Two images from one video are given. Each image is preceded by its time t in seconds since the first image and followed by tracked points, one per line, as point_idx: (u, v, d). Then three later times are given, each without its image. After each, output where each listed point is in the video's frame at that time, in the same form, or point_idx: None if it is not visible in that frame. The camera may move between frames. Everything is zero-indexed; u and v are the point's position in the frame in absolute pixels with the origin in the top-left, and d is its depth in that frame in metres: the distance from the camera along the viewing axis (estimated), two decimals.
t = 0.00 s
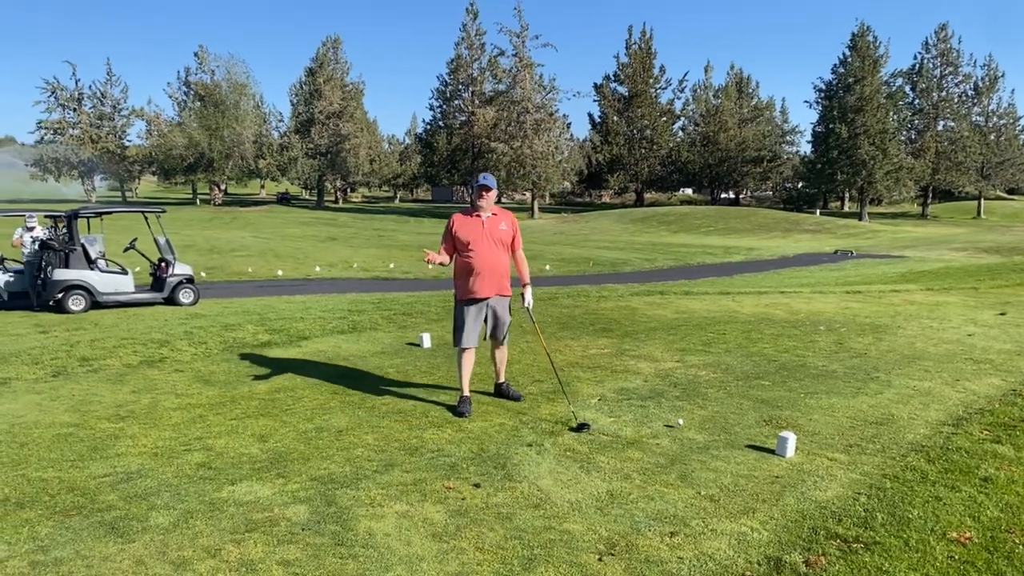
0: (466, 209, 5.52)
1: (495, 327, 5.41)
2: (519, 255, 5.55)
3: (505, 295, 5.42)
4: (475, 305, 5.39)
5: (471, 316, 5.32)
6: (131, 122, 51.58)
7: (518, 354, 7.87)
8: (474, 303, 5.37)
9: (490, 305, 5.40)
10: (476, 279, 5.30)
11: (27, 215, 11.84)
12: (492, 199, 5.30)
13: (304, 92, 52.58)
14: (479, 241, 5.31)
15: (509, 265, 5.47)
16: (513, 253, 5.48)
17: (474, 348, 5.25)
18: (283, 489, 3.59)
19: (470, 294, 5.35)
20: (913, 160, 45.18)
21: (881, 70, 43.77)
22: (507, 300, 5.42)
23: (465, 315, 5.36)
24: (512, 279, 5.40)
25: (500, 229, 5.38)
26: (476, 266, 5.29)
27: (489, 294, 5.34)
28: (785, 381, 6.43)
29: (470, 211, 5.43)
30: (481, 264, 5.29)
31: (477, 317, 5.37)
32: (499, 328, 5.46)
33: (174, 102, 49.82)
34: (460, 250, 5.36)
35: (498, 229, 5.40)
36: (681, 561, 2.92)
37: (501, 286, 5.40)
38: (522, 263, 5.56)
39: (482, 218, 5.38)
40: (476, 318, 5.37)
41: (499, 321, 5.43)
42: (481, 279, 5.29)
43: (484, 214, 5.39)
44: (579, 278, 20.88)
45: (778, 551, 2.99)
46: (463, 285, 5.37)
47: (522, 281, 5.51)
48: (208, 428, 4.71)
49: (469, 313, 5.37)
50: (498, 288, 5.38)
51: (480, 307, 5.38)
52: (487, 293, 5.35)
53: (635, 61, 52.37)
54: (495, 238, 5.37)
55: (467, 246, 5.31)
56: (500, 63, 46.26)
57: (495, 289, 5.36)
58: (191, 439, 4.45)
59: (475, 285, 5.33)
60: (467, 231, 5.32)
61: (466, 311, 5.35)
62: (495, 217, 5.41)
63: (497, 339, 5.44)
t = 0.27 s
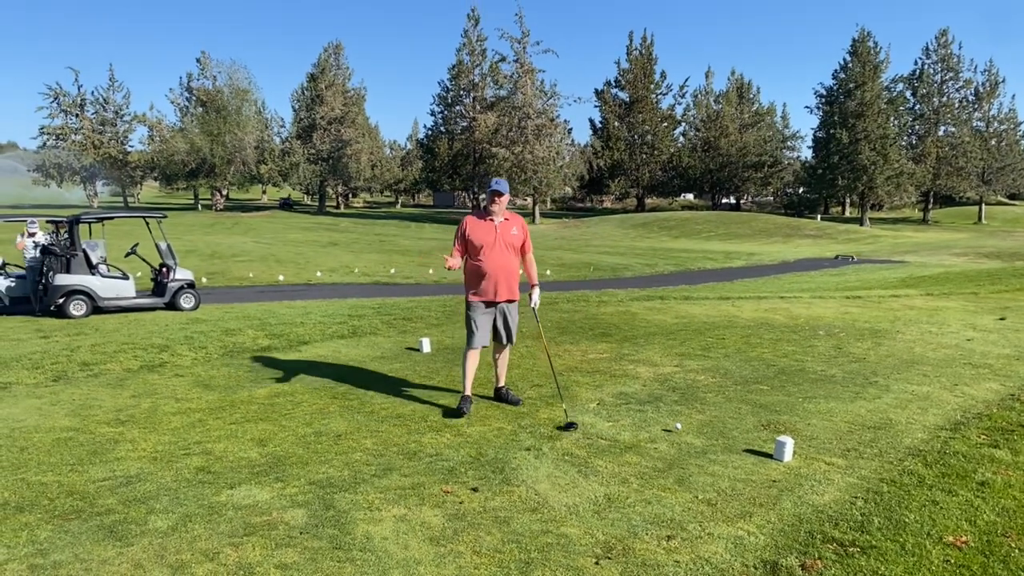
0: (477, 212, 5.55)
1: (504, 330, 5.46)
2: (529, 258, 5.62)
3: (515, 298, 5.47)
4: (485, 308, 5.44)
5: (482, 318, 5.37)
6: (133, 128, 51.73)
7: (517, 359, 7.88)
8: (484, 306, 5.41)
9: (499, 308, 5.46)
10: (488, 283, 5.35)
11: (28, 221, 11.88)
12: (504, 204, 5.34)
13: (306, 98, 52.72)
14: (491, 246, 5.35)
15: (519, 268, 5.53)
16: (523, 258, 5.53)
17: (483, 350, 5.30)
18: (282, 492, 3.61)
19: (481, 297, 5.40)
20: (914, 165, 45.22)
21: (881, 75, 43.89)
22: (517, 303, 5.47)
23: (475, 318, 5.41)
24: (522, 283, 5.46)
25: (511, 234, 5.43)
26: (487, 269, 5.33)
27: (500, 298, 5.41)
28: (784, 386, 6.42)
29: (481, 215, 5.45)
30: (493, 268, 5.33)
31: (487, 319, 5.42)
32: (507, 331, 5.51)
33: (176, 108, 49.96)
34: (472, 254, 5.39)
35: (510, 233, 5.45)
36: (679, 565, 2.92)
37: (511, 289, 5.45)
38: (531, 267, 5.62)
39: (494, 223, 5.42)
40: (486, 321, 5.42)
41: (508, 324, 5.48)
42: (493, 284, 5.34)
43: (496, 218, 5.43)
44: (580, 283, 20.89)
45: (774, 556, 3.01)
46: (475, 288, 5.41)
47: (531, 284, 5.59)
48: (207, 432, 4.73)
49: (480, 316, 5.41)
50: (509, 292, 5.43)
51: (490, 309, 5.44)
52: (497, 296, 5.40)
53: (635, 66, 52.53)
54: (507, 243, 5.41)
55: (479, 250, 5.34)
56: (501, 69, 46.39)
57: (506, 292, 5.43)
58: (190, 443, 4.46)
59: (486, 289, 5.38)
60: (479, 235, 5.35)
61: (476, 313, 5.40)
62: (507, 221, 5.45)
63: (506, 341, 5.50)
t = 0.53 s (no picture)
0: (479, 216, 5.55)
1: (505, 335, 5.49)
2: (528, 263, 5.66)
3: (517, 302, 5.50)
4: (487, 312, 5.45)
5: (485, 323, 5.39)
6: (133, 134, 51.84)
7: (516, 365, 7.89)
8: (486, 311, 5.43)
9: (501, 312, 5.48)
10: (489, 287, 5.37)
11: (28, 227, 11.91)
12: (508, 209, 5.36)
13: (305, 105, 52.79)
14: (494, 251, 5.36)
15: (520, 273, 5.56)
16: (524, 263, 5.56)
17: (486, 355, 5.32)
18: (279, 498, 3.61)
19: (483, 302, 5.41)
20: (913, 171, 45.32)
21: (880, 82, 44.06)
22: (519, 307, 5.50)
23: (477, 322, 5.43)
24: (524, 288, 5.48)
25: (514, 239, 5.46)
26: (490, 274, 5.35)
27: (502, 302, 5.43)
28: (782, 391, 6.43)
29: (483, 219, 5.46)
30: (495, 273, 5.35)
31: (489, 324, 5.44)
32: (508, 335, 5.54)
33: (177, 115, 50.10)
34: (475, 258, 5.39)
35: (512, 238, 5.47)
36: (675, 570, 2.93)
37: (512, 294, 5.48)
38: (532, 272, 5.66)
39: (497, 228, 5.43)
40: (488, 325, 5.44)
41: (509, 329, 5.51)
42: (495, 288, 5.36)
43: (499, 223, 5.44)
44: (580, 289, 20.89)
45: (770, 561, 3.01)
46: (477, 292, 5.42)
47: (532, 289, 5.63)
48: (204, 438, 4.73)
49: (482, 320, 5.43)
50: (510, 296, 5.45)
51: (491, 314, 5.46)
52: (499, 301, 5.43)
53: (635, 73, 52.72)
54: (509, 248, 5.44)
55: (482, 255, 5.35)
56: (500, 76, 46.54)
57: (508, 296, 5.46)
58: (187, 449, 4.46)
59: (488, 294, 5.40)
60: (482, 240, 5.36)
61: (478, 318, 5.41)
62: (510, 226, 5.47)
63: (507, 346, 5.53)
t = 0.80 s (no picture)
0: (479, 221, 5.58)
1: (503, 339, 5.49)
2: (526, 269, 5.68)
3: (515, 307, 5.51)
4: (485, 317, 5.46)
5: (483, 328, 5.40)
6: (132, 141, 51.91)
7: (514, 370, 7.89)
8: (485, 315, 5.44)
9: (500, 317, 5.49)
10: (488, 292, 5.38)
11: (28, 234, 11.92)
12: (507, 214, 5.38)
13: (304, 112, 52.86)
14: (494, 256, 5.38)
15: (519, 278, 5.58)
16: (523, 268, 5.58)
17: (485, 360, 5.33)
18: (276, 503, 3.61)
19: (482, 307, 5.42)
20: (911, 178, 45.44)
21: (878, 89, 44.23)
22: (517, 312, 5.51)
23: (476, 327, 5.43)
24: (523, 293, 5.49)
25: (513, 245, 5.47)
26: (489, 279, 5.36)
27: (501, 308, 5.44)
28: (779, 397, 6.44)
29: (482, 225, 5.48)
30: (495, 278, 5.36)
31: (487, 329, 5.45)
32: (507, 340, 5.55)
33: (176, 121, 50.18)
34: (474, 263, 5.41)
35: (511, 243, 5.49)
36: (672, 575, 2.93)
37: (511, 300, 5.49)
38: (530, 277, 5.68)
39: (496, 233, 5.45)
40: (486, 330, 5.45)
41: (508, 333, 5.52)
42: (494, 293, 5.36)
43: (498, 229, 5.46)
44: (579, 295, 20.91)
45: (766, 566, 3.02)
46: (475, 296, 5.43)
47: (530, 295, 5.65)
48: (202, 443, 4.73)
49: (480, 325, 5.44)
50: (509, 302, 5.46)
51: (490, 319, 5.47)
52: (498, 306, 5.44)
53: (633, 80, 52.88)
54: (508, 253, 5.46)
55: (481, 260, 5.37)
56: (499, 82, 46.67)
57: (507, 301, 5.46)
58: (185, 454, 4.46)
59: (487, 298, 5.41)
60: (482, 245, 5.37)
61: (477, 322, 5.42)
62: (509, 232, 5.49)
63: (505, 351, 5.53)
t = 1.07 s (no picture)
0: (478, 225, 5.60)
1: (500, 342, 5.50)
2: (524, 274, 5.69)
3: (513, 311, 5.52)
4: (483, 320, 5.47)
5: (481, 330, 5.40)
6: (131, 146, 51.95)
7: (512, 374, 7.89)
8: (483, 319, 5.45)
9: (498, 321, 5.50)
10: (486, 295, 5.39)
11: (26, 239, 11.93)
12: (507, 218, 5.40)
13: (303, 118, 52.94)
14: (493, 259, 5.39)
15: (517, 282, 5.59)
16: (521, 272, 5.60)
17: (483, 363, 5.33)
18: (274, 507, 3.61)
19: (480, 310, 5.43)
20: (909, 183, 45.55)
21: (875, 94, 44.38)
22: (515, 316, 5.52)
23: (474, 330, 5.44)
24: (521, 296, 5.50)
25: (512, 249, 5.49)
26: (488, 282, 5.37)
27: (499, 311, 5.45)
28: (777, 401, 6.44)
29: (481, 229, 5.50)
30: (493, 281, 5.37)
31: (485, 331, 5.46)
32: (504, 343, 5.56)
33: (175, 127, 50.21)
34: (473, 266, 5.42)
35: (510, 247, 5.50)
36: None
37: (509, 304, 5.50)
38: (528, 281, 5.70)
39: (495, 237, 5.47)
40: (484, 333, 5.45)
41: (505, 336, 5.52)
42: (492, 296, 5.37)
43: (497, 232, 5.48)
44: (577, 300, 20.91)
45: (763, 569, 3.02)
46: (473, 299, 5.44)
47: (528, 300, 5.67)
48: (199, 447, 4.73)
49: (478, 328, 5.44)
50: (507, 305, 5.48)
51: (488, 322, 5.47)
52: (497, 309, 5.44)
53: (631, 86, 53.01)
54: (507, 257, 5.47)
55: (480, 263, 5.39)
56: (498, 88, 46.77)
57: (505, 305, 5.47)
58: (183, 458, 4.46)
59: (486, 301, 5.42)
60: (481, 249, 5.39)
61: (475, 325, 5.43)
62: (508, 236, 5.51)
63: (502, 354, 5.54)
